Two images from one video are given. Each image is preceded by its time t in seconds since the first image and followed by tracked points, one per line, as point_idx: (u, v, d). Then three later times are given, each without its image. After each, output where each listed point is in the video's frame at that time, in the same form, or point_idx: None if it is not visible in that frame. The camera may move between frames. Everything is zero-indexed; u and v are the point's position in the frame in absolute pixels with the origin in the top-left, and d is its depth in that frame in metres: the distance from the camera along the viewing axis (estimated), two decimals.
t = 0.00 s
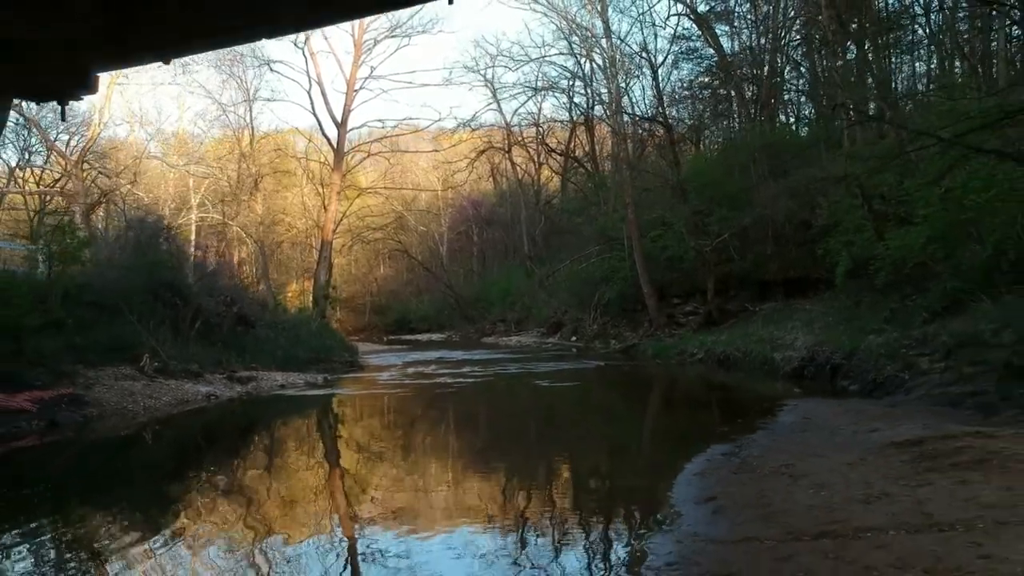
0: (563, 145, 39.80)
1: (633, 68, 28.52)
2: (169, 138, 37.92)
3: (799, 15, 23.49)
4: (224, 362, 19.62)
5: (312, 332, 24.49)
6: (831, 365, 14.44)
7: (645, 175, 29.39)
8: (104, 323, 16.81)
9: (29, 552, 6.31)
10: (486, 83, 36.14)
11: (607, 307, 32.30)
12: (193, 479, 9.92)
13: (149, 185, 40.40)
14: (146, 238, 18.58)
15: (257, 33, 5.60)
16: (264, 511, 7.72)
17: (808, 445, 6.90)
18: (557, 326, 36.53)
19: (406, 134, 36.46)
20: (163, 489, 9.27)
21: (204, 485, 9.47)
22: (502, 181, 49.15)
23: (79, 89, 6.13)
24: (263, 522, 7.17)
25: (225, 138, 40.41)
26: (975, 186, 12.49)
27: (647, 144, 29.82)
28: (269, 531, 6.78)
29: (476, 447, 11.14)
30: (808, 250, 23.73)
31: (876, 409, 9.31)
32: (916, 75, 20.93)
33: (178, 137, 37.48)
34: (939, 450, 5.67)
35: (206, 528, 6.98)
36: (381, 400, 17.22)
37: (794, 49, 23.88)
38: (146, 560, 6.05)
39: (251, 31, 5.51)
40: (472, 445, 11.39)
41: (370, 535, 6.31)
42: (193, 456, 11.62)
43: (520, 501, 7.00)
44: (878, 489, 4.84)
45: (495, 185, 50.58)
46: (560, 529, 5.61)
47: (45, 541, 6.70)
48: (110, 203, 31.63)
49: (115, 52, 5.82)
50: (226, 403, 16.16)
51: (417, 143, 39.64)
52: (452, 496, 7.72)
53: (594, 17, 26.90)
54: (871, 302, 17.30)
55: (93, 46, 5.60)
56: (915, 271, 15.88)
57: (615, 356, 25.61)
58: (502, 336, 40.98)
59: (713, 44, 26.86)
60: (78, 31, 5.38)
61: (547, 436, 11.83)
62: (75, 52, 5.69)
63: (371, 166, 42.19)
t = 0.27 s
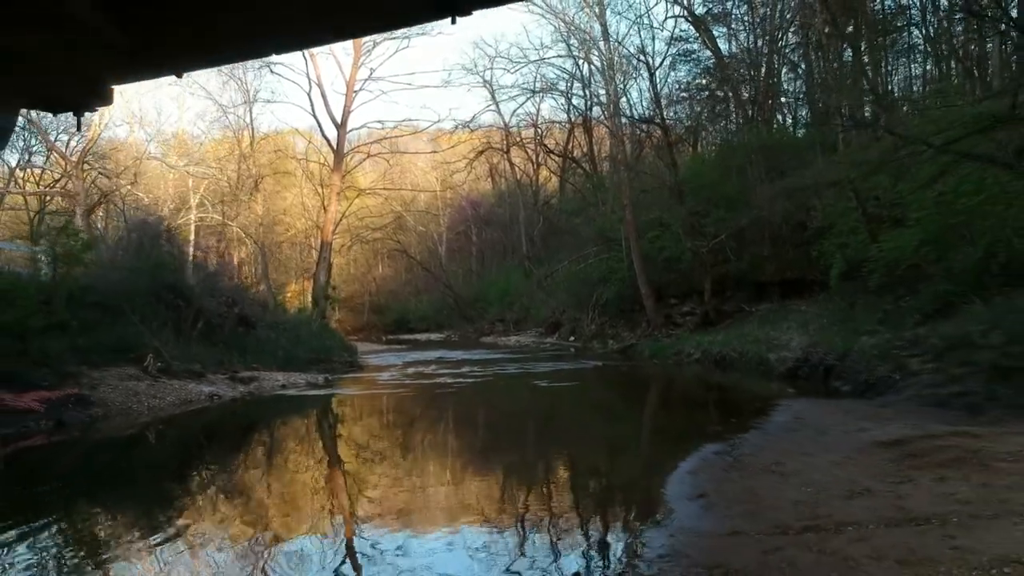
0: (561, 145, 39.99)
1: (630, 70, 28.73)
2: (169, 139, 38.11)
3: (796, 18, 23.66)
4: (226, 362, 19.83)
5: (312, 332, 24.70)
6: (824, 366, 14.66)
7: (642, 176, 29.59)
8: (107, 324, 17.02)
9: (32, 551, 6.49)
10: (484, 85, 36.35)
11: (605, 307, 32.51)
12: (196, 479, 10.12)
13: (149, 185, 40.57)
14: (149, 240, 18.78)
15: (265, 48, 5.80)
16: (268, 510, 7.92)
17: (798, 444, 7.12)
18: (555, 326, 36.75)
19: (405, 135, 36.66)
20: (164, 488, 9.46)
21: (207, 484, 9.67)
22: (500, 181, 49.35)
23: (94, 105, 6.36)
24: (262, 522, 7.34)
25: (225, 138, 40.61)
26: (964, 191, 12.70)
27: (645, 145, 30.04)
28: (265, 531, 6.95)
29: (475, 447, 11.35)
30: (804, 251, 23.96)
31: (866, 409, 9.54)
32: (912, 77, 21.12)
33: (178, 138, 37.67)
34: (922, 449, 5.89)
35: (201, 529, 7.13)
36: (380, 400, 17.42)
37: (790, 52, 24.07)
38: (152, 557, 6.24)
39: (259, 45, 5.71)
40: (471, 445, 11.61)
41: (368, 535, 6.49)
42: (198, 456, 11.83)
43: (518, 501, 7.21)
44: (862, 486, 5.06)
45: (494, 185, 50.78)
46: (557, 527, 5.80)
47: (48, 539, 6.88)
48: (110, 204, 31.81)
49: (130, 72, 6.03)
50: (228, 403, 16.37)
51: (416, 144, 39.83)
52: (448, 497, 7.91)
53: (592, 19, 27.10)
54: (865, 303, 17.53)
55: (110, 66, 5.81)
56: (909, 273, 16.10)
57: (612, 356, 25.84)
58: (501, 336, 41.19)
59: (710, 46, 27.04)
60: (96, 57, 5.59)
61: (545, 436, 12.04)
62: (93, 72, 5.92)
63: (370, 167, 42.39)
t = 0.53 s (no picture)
0: (560, 146, 40.20)
1: (628, 72, 28.94)
2: (169, 140, 38.30)
3: (792, 20, 23.86)
4: (229, 363, 20.05)
5: (313, 333, 24.92)
6: (819, 367, 14.89)
7: (640, 178, 29.81)
8: (112, 325, 17.24)
9: (40, 549, 6.69)
10: (483, 86, 36.55)
11: (603, 308, 32.73)
12: (200, 478, 10.33)
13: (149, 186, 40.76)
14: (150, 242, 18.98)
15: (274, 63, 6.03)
16: (270, 509, 8.13)
17: (788, 445, 7.36)
18: (553, 326, 36.96)
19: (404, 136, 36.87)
20: (166, 488, 9.65)
21: (209, 484, 9.87)
22: (498, 182, 49.55)
23: (109, 118, 6.59)
24: (263, 521, 7.55)
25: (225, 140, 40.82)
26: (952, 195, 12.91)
27: (643, 147, 30.24)
28: (264, 529, 7.15)
29: (474, 447, 11.58)
30: (800, 253, 24.20)
31: (857, 409, 9.78)
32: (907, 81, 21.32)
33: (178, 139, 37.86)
34: (906, 448, 6.13)
35: (198, 528, 7.31)
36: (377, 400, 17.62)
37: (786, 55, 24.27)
38: (156, 554, 6.44)
39: (269, 61, 5.93)
40: (470, 445, 11.84)
41: (367, 533, 6.70)
42: (202, 455, 12.05)
43: (517, 501, 7.43)
44: (846, 484, 5.30)
45: (493, 186, 51.00)
46: (555, 525, 6.00)
47: (55, 537, 7.08)
48: (110, 205, 31.99)
49: (146, 86, 6.26)
50: (231, 404, 16.60)
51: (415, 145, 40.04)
52: (446, 496, 8.12)
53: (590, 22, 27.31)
54: (860, 305, 17.77)
55: (126, 79, 6.04)
56: (902, 275, 16.34)
57: (611, 357, 26.07)
58: (499, 336, 41.42)
59: (707, 49, 27.24)
60: (113, 68, 5.81)
61: (544, 436, 12.27)
62: (109, 84, 6.15)
63: (370, 167, 42.60)
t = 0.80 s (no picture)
0: (559, 146, 40.45)
1: (626, 74, 29.15)
2: (169, 141, 38.50)
3: (791, 23, 24.06)
4: (232, 363, 20.29)
5: (314, 333, 25.18)
6: (813, 367, 15.16)
7: (638, 179, 30.04)
8: (118, 325, 17.48)
9: (52, 546, 6.92)
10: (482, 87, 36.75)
11: (601, 308, 33.02)
12: (204, 477, 10.61)
13: (149, 186, 40.97)
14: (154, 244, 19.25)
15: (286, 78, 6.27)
16: (275, 509, 8.34)
17: (778, 444, 7.61)
18: (552, 326, 37.21)
19: (404, 137, 37.09)
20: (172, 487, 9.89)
21: (213, 483, 10.11)
22: (497, 183, 49.78)
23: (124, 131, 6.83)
24: (267, 520, 7.78)
25: (225, 139, 41.09)
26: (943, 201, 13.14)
27: (641, 148, 30.47)
28: (266, 529, 7.38)
29: (473, 448, 11.84)
30: (796, 254, 24.46)
31: (848, 410, 10.03)
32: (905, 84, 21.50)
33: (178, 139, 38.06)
34: (890, 448, 6.39)
35: (200, 527, 7.53)
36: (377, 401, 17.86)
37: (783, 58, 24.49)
38: (167, 550, 6.67)
39: (280, 77, 6.18)
40: (469, 445, 12.10)
41: (368, 532, 6.94)
42: (208, 455, 12.29)
43: (515, 501, 7.68)
44: (831, 481, 5.55)
45: (492, 186, 51.26)
46: (551, 525, 6.21)
47: (60, 536, 7.28)
48: (111, 206, 32.20)
49: (160, 101, 6.50)
50: (235, 404, 16.84)
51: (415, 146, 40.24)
52: (445, 496, 8.35)
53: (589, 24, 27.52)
54: (854, 306, 18.02)
55: (142, 94, 6.28)
56: (896, 277, 16.58)
57: (608, 357, 26.34)
58: (498, 336, 41.68)
59: (706, 50, 27.45)
60: (130, 83, 6.05)
61: (542, 436, 12.53)
62: (125, 98, 6.39)
63: (370, 168, 42.82)
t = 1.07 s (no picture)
0: (558, 147, 40.65)
1: (624, 76, 29.34)
2: (169, 142, 38.67)
3: (789, 26, 24.24)
4: (235, 363, 20.52)
5: (315, 334, 25.41)
6: (807, 368, 15.40)
7: (637, 181, 30.26)
8: (122, 326, 17.70)
9: (64, 542, 7.14)
10: (481, 89, 36.96)
11: (600, 309, 33.26)
12: (208, 476, 10.82)
13: (148, 186, 41.13)
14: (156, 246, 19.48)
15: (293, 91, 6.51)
16: (278, 506, 8.53)
17: (770, 443, 7.84)
18: (551, 327, 37.44)
19: (403, 138, 37.28)
20: (179, 484, 10.11)
21: (218, 482, 10.33)
22: (496, 183, 49.99)
23: (136, 141, 7.05)
24: (270, 518, 8.00)
25: (225, 140, 41.26)
26: (932, 204, 13.35)
27: (639, 150, 30.68)
28: (267, 526, 7.60)
29: (472, 447, 12.06)
30: (792, 256, 24.70)
31: (839, 410, 10.27)
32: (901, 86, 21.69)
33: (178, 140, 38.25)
34: (877, 447, 6.62)
35: (203, 524, 7.74)
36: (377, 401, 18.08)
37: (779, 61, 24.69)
38: (177, 547, 6.89)
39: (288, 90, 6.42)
40: (468, 445, 12.31)
41: (369, 529, 7.16)
42: (213, 455, 12.51)
43: (514, 500, 7.90)
44: (819, 479, 5.79)
45: (491, 186, 51.48)
46: (549, 521, 6.40)
47: (65, 532, 7.45)
48: (112, 207, 32.39)
49: (173, 113, 6.72)
50: (238, 404, 17.06)
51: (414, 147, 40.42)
52: (445, 495, 8.57)
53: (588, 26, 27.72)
54: (849, 307, 18.26)
55: (156, 106, 6.50)
56: (890, 279, 16.81)
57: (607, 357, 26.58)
58: (497, 336, 41.92)
59: (704, 52, 27.64)
60: (143, 93, 6.26)
61: (541, 436, 12.75)
62: (138, 107, 6.60)
63: (369, 169, 43.01)
